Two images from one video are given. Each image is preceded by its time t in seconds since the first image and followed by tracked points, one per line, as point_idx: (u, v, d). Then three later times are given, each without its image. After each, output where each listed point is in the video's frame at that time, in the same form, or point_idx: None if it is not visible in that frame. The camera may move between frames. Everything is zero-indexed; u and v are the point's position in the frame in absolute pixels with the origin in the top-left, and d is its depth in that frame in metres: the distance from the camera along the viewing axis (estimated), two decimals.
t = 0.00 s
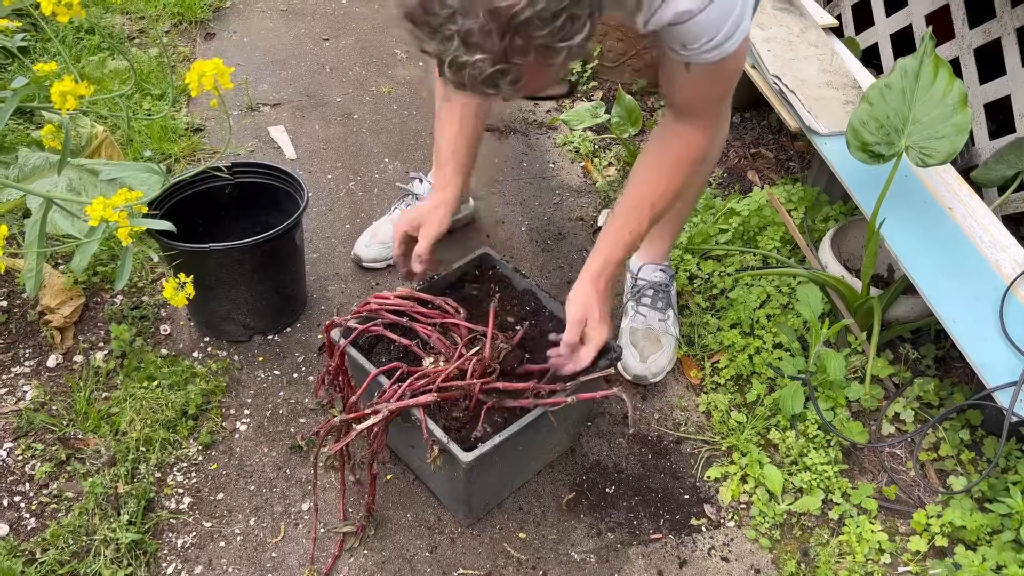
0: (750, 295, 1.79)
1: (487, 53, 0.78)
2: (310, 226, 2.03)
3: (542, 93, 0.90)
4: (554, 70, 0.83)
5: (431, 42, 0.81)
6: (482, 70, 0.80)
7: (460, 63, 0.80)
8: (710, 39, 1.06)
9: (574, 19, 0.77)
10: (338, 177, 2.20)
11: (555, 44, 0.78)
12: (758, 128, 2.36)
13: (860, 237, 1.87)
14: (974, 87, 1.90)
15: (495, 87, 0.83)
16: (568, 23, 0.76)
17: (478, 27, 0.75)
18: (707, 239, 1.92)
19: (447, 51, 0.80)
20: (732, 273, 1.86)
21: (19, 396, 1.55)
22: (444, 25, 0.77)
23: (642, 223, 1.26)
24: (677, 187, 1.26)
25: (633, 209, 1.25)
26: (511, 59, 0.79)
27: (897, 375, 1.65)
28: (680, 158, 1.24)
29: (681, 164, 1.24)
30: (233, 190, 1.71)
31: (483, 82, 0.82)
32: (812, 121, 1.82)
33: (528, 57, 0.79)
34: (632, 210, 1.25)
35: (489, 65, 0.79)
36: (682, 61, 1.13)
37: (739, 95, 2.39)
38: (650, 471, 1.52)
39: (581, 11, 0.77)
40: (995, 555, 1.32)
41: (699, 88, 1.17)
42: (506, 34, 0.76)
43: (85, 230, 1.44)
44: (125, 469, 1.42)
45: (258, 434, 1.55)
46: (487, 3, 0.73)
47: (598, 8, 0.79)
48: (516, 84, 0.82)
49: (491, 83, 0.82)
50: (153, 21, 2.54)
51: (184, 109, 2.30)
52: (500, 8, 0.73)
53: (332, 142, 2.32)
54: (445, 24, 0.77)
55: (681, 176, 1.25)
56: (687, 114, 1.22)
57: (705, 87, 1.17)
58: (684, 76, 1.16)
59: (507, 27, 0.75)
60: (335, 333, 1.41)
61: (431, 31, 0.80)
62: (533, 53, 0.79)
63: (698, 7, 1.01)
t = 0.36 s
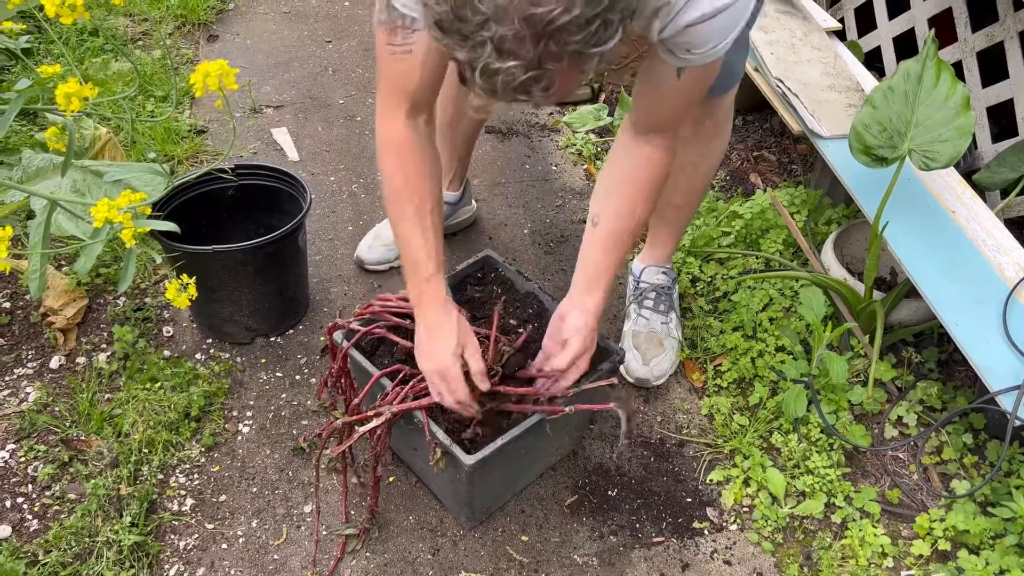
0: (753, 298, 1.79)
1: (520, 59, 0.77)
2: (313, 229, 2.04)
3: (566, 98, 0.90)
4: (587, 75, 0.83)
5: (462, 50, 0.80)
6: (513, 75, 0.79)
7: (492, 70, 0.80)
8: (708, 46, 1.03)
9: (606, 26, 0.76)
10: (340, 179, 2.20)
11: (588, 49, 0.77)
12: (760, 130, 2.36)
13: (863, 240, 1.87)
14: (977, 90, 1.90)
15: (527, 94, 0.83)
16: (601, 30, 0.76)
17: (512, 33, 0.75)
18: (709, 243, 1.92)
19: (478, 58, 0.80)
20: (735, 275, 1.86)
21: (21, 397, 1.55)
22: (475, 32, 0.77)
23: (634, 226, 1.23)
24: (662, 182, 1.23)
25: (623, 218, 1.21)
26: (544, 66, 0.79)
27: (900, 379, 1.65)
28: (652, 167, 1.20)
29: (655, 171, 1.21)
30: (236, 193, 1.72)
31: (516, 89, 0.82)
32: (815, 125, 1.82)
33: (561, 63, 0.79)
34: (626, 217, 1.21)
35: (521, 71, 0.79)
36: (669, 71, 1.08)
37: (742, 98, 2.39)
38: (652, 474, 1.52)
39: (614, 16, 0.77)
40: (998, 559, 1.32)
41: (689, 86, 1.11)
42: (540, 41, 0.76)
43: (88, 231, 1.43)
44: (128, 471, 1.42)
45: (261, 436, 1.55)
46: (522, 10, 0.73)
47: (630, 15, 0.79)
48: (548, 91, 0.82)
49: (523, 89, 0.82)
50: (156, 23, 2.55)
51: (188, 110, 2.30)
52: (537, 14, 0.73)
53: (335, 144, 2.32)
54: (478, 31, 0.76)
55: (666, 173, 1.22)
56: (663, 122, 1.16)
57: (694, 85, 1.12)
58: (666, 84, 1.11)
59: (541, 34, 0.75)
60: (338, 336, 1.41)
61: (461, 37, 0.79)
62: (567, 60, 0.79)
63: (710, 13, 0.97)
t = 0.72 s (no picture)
0: (755, 302, 1.79)
1: (539, 65, 0.78)
2: (317, 230, 2.04)
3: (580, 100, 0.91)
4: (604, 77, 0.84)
5: (478, 55, 0.80)
6: (532, 82, 0.79)
7: (510, 75, 0.79)
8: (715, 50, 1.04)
9: (623, 28, 0.78)
10: (344, 181, 2.20)
11: (606, 52, 0.78)
12: (763, 134, 2.36)
13: (865, 243, 1.87)
14: (980, 94, 1.90)
15: (544, 99, 0.83)
16: (618, 33, 0.77)
17: (531, 40, 0.75)
18: (711, 246, 1.93)
19: (496, 64, 0.79)
20: (738, 278, 1.86)
21: (25, 397, 1.55)
22: (494, 39, 0.77)
23: (639, 229, 1.26)
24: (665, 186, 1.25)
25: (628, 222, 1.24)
26: (563, 70, 0.79)
27: (902, 382, 1.65)
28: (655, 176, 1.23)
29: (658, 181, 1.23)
30: (240, 194, 1.72)
31: (534, 94, 0.82)
32: (818, 128, 1.82)
33: (580, 67, 0.79)
34: (630, 219, 1.24)
35: (540, 76, 0.79)
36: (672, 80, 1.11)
37: (745, 102, 2.40)
38: (654, 477, 1.52)
39: (629, 19, 0.78)
40: (1000, 563, 1.32)
41: (689, 97, 1.15)
42: (560, 45, 0.76)
43: (94, 232, 1.44)
44: (131, 471, 1.42)
45: (264, 437, 1.55)
46: (541, 16, 0.73)
47: (645, 17, 0.81)
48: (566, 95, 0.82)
49: (541, 93, 0.82)
50: (161, 25, 2.55)
51: (192, 112, 2.31)
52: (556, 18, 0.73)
53: (338, 146, 2.33)
54: (496, 37, 0.76)
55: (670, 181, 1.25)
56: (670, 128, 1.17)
57: (697, 94, 1.15)
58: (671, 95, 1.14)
59: (560, 40, 0.75)
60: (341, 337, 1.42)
61: (479, 44, 0.79)
62: (586, 63, 0.79)
63: (713, 20, 1.00)
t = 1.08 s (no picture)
0: (755, 303, 1.79)
1: (511, 54, 0.79)
2: (318, 231, 2.05)
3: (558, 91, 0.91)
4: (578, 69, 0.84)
5: (453, 44, 0.82)
6: (505, 71, 0.81)
7: (483, 64, 0.81)
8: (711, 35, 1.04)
9: (597, 18, 0.77)
10: (344, 181, 2.21)
11: (579, 42, 0.78)
12: (764, 135, 2.36)
13: (865, 245, 1.88)
14: (980, 96, 1.90)
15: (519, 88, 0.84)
16: (591, 22, 0.76)
17: (502, 28, 0.76)
18: (711, 247, 1.93)
19: (470, 53, 0.81)
20: (738, 280, 1.86)
21: (26, 397, 1.56)
22: (467, 27, 0.78)
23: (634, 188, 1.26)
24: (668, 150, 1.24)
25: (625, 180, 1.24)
26: (537, 59, 0.80)
27: (901, 384, 1.65)
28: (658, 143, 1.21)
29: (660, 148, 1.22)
30: (241, 194, 1.72)
31: (507, 82, 0.83)
32: (818, 129, 1.83)
33: (552, 57, 0.79)
34: (623, 176, 1.24)
35: (513, 65, 0.80)
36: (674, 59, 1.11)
37: (746, 103, 2.40)
38: (654, 478, 1.52)
39: (604, 9, 0.77)
40: (999, 564, 1.32)
41: (694, 70, 1.15)
42: (531, 35, 0.77)
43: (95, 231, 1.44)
44: (131, 471, 1.42)
45: (264, 437, 1.55)
46: (512, 4, 0.74)
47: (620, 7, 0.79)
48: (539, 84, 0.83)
49: (515, 83, 0.83)
50: (163, 26, 2.56)
51: (193, 113, 2.32)
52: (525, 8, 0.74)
53: (339, 147, 2.33)
54: (468, 26, 0.78)
55: (670, 147, 1.24)
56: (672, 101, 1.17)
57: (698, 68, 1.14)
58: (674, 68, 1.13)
59: (531, 29, 0.76)
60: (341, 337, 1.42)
61: (453, 33, 0.80)
62: (558, 53, 0.79)
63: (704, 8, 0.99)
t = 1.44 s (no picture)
0: (754, 302, 1.79)
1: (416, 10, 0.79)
2: (317, 229, 2.05)
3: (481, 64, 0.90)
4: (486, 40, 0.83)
5: None
6: (411, 27, 0.80)
7: (390, 20, 0.81)
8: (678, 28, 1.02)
9: None
10: (344, 180, 2.21)
11: (484, 8, 0.77)
12: (763, 135, 2.36)
13: (865, 244, 1.88)
14: (979, 95, 1.90)
15: (426, 49, 0.83)
16: None
17: None
18: (711, 246, 1.93)
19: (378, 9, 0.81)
20: (737, 279, 1.86)
21: (26, 395, 1.56)
22: None
23: (637, 209, 1.26)
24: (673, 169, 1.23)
25: (633, 196, 1.24)
26: (440, 20, 0.79)
27: (900, 383, 1.65)
28: (658, 160, 1.22)
29: (661, 165, 1.22)
30: (240, 192, 1.72)
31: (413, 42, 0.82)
32: (817, 128, 1.83)
33: (457, 18, 0.79)
34: (628, 196, 1.25)
35: (418, 23, 0.80)
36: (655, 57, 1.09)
37: (745, 103, 2.40)
38: (653, 476, 1.52)
39: None
40: (998, 563, 1.32)
41: (678, 77, 1.11)
42: None
43: (94, 228, 1.44)
44: (130, 469, 1.42)
45: (263, 435, 1.55)
46: None
47: None
48: (446, 46, 0.82)
49: (422, 43, 0.83)
50: (162, 24, 2.56)
51: (192, 112, 2.31)
52: None
53: (339, 145, 2.33)
54: None
55: (672, 168, 1.22)
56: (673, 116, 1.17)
57: (687, 80, 1.11)
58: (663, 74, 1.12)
59: None
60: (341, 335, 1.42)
61: None
62: (463, 16, 0.79)
63: None
